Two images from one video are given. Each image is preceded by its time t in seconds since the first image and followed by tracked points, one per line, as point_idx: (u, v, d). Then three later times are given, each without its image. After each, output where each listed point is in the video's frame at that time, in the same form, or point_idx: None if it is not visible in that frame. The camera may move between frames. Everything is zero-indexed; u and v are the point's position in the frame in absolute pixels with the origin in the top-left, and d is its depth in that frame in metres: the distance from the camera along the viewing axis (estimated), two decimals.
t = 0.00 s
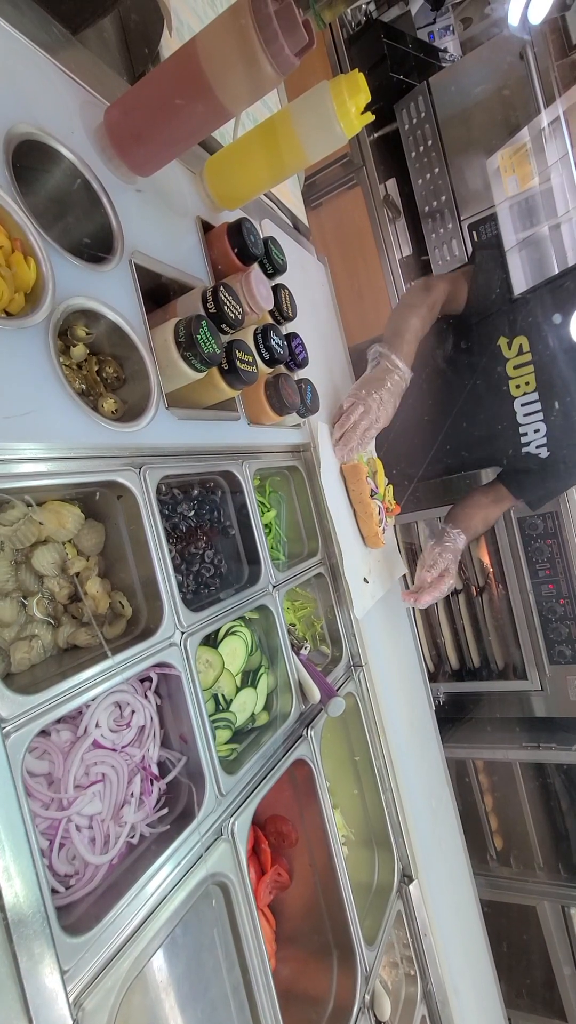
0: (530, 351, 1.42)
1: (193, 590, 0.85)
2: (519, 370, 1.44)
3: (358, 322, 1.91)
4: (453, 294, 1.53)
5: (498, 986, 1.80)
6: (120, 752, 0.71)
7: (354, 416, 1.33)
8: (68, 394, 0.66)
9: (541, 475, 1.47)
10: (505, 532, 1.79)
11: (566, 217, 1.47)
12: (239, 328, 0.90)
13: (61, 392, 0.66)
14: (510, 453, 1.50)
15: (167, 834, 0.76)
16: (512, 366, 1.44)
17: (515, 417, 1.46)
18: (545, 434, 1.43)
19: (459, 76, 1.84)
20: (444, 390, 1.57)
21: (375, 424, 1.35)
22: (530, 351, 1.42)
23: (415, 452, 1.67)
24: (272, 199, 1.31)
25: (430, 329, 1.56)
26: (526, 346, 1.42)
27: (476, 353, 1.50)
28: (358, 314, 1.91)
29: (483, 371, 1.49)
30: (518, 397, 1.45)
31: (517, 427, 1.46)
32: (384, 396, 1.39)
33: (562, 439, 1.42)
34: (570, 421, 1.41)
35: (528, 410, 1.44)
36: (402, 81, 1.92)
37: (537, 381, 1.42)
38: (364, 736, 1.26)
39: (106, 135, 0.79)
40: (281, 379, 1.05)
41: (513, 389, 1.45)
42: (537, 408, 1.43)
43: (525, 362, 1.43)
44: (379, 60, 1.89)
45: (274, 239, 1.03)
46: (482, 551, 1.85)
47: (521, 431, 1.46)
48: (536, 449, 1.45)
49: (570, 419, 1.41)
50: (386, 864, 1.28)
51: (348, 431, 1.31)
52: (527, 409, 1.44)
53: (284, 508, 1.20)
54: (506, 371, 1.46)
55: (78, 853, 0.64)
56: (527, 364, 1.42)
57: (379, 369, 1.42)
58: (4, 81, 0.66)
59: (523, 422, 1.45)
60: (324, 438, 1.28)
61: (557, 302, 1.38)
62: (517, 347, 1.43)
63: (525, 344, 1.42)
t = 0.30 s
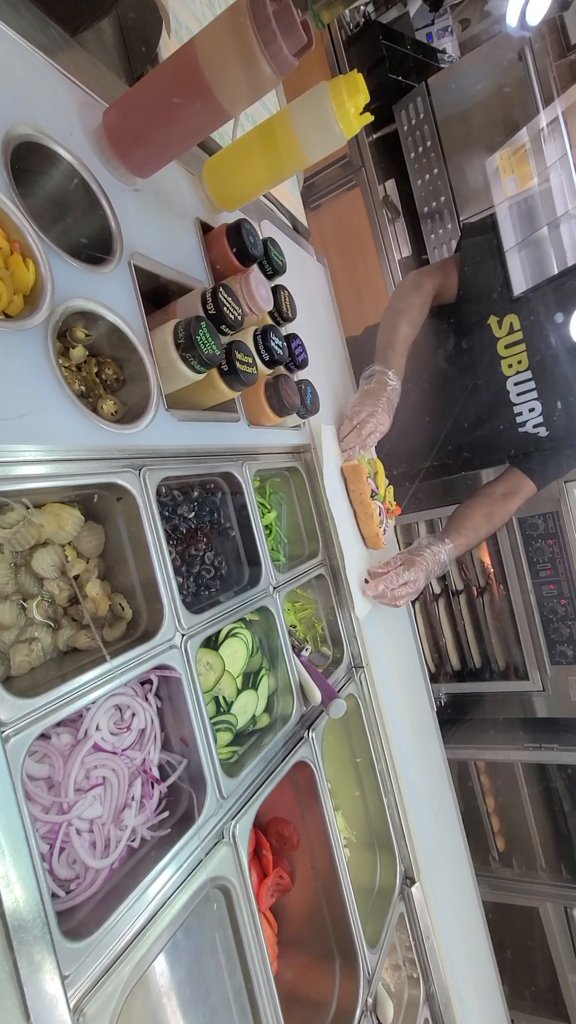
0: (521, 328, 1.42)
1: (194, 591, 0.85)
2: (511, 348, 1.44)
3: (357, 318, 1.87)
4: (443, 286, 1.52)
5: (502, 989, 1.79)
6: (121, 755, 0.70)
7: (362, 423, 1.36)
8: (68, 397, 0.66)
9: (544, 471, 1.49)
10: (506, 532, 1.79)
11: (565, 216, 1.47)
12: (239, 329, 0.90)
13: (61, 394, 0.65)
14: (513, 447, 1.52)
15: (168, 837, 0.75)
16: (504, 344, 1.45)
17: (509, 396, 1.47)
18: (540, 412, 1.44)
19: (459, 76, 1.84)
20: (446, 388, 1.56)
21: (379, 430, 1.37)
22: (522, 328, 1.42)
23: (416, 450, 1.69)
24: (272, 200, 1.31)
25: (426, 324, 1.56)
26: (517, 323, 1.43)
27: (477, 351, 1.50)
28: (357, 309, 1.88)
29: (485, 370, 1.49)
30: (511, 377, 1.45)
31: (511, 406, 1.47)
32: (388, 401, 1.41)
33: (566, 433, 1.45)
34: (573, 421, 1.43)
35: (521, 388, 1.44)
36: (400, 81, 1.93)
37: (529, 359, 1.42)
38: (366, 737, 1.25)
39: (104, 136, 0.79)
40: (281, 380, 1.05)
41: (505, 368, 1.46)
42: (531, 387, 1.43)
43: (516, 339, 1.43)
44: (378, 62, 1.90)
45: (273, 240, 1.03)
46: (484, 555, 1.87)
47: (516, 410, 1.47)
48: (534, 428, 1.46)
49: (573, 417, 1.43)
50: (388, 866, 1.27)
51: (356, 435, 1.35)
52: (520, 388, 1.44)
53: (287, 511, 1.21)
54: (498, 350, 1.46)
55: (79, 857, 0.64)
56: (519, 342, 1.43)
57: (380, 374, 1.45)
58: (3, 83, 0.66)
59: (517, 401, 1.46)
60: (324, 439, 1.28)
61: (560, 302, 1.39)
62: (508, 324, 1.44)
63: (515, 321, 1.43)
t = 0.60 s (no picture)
0: (519, 326, 1.43)
1: (195, 594, 0.85)
2: (508, 345, 1.45)
3: (357, 324, 1.86)
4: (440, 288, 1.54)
5: (506, 991, 1.79)
6: (123, 758, 0.70)
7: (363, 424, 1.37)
8: (69, 400, 0.67)
9: (545, 471, 1.50)
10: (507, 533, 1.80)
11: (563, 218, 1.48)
12: (239, 332, 0.91)
13: (62, 397, 0.66)
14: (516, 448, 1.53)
15: (171, 840, 0.75)
16: (502, 342, 1.46)
17: (508, 393, 1.48)
18: (540, 411, 1.45)
19: (458, 78, 1.86)
20: (447, 388, 1.57)
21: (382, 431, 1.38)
22: (519, 327, 1.43)
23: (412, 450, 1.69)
24: (272, 203, 1.32)
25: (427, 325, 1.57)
26: (514, 322, 1.44)
27: (479, 352, 1.50)
28: (356, 317, 1.87)
29: (487, 371, 1.49)
30: (509, 374, 1.46)
31: (511, 404, 1.48)
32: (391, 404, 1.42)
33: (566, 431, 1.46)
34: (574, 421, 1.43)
35: (521, 387, 1.45)
36: (399, 86, 1.94)
37: (528, 359, 1.43)
38: (368, 739, 1.25)
39: (105, 141, 0.79)
40: (282, 383, 1.05)
41: (504, 368, 1.46)
42: (531, 386, 1.44)
43: (514, 337, 1.44)
44: (376, 66, 1.91)
45: (273, 243, 1.03)
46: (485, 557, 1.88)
47: (515, 408, 1.48)
48: (533, 427, 1.47)
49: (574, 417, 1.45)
50: (391, 869, 1.27)
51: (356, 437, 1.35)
52: (520, 387, 1.45)
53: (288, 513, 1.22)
54: (497, 350, 1.47)
55: (82, 860, 0.64)
56: (517, 341, 1.44)
57: (383, 379, 1.46)
58: (4, 89, 0.66)
59: (516, 399, 1.47)
60: (325, 441, 1.28)
61: (561, 302, 1.40)
62: (505, 323, 1.45)
63: (514, 320, 1.44)
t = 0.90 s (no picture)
0: (523, 335, 1.43)
1: (195, 598, 0.85)
2: (513, 355, 1.45)
3: (356, 324, 1.84)
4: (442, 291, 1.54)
5: (510, 997, 1.77)
6: (123, 764, 0.70)
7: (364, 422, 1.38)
8: (68, 404, 0.66)
9: (544, 474, 1.49)
10: (507, 535, 1.79)
11: (562, 223, 1.50)
12: (238, 336, 0.91)
13: (62, 401, 0.66)
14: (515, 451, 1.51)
15: (172, 847, 0.75)
16: (506, 351, 1.45)
17: (512, 404, 1.47)
18: (543, 420, 1.44)
19: (454, 84, 1.91)
20: (447, 390, 1.56)
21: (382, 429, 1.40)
22: (524, 335, 1.43)
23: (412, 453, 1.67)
24: (270, 208, 1.33)
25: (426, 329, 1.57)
26: (519, 331, 1.43)
27: (479, 355, 1.50)
28: (355, 316, 1.84)
29: (487, 375, 1.49)
30: (514, 385, 1.46)
31: (514, 413, 1.47)
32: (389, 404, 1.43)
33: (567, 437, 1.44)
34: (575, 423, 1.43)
35: (524, 396, 1.45)
36: (397, 89, 1.97)
37: (531, 364, 1.43)
38: (370, 743, 1.25)
39: (104, 147, 0.80)
40: (281, 386, 1.05)
41: (508, 376, 1.46)
42: (534, 394, 1.44)
43: (519, 347, 1.44)
44: (373, 71, 1.92)
45: (272, 248, 1.04)
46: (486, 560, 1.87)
47: (519, 418, 1.47)
48: (536, 435, 1.45)
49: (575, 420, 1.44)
50: (394, 874, 1.26)
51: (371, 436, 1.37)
52: (523, 396, 1.45)
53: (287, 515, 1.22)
54: (501, 356, 1.46)
55: (82, 867, 0.63)
56: (521, 350, 1.44)
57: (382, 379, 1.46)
58: (3, 96, 0.66)
59: (520, 406, 1.46)
60: (326, 444, 1.28)
61: (560, 302, 1.40)
62: (510, 331, 1.44)
63: (518, 328, 1.43)
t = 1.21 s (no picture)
0: (525, 336, 1.44)
1: (196, 597, 0.85)
2: (515, 358, 1.46)
3: (356, 321, 1.84)
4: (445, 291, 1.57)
5: (513, 997, 1.77)
6: (125, 763, 0.70)
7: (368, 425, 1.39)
8: (69, 404, 0.67)
9: (543, 471, 1.51)
10: (507, 534, 1.79)
11: (561, 223, 1.50)
12: (238, 336, 0.91)
13: (63, 401, 0.66)
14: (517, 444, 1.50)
15: (174, 846, 0.75)
16: (508, 354, 1.46)
17: (513, 405, 1.48)
18: (543, 421, 1.45)
19: (453, 86, 1.90)
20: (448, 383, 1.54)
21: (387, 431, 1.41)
22: (525, 335, 1.44)
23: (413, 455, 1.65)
24: (270, 209, 1.34)
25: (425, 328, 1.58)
26: (521, 332, 1.44)
27: (479, 353, 1.50)
28: (354, 313, 1.85)
29: (486, 371, 1.49)
30: (514, 386, 1.47)
31: (514, 412, 1.48)
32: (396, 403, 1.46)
33: (567, 432, 1.45)
34: None
35: (525, 396, 1.46)
36: (395, 90, 1.97)
37: (532, 365, 1.44)
38: (371, 743, 1.25)
39: (104, 148, 0.80)
40: (281, 385, 1.05)
41: (509, 377, 1.47)
42: (534, 393, 1.45)
43: (521, 349, 1.45)
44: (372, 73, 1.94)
45: (272, 248, 1.04)
46: (486, 558, 1.85)
47: (519, 418, 1.47)
48: (535, 434, 1.47)
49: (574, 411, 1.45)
50: (396, 874, 1.26)
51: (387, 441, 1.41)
52: (524, 396, 1.46)
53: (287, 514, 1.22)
54: (503, 358, 1.47)
55: (84, 865, 0.63)
56: (523, 350, 1.45)
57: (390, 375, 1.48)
58: (4, 97, 0.66)
59: (520, 407, 1.47)
60: (326, 444, 1.28)
61: (560, 296, 1.41)
62: (512, 332, 1.45)
63: (520, 329, 1.44)
